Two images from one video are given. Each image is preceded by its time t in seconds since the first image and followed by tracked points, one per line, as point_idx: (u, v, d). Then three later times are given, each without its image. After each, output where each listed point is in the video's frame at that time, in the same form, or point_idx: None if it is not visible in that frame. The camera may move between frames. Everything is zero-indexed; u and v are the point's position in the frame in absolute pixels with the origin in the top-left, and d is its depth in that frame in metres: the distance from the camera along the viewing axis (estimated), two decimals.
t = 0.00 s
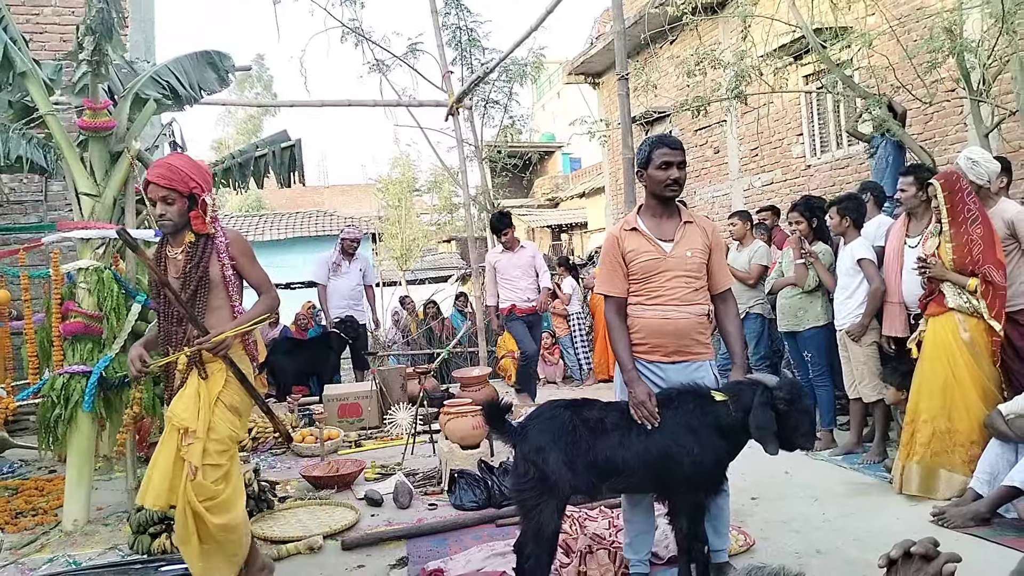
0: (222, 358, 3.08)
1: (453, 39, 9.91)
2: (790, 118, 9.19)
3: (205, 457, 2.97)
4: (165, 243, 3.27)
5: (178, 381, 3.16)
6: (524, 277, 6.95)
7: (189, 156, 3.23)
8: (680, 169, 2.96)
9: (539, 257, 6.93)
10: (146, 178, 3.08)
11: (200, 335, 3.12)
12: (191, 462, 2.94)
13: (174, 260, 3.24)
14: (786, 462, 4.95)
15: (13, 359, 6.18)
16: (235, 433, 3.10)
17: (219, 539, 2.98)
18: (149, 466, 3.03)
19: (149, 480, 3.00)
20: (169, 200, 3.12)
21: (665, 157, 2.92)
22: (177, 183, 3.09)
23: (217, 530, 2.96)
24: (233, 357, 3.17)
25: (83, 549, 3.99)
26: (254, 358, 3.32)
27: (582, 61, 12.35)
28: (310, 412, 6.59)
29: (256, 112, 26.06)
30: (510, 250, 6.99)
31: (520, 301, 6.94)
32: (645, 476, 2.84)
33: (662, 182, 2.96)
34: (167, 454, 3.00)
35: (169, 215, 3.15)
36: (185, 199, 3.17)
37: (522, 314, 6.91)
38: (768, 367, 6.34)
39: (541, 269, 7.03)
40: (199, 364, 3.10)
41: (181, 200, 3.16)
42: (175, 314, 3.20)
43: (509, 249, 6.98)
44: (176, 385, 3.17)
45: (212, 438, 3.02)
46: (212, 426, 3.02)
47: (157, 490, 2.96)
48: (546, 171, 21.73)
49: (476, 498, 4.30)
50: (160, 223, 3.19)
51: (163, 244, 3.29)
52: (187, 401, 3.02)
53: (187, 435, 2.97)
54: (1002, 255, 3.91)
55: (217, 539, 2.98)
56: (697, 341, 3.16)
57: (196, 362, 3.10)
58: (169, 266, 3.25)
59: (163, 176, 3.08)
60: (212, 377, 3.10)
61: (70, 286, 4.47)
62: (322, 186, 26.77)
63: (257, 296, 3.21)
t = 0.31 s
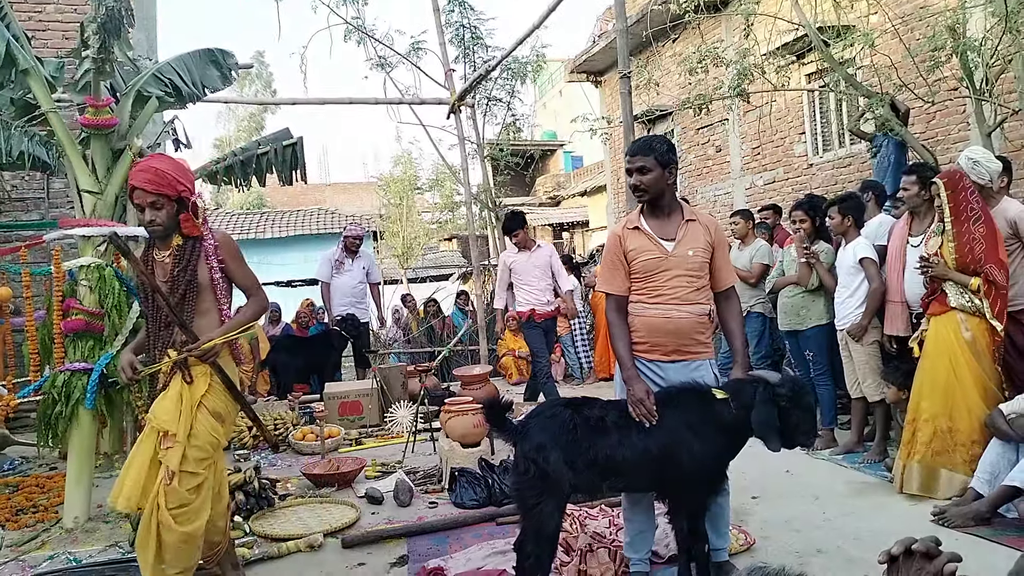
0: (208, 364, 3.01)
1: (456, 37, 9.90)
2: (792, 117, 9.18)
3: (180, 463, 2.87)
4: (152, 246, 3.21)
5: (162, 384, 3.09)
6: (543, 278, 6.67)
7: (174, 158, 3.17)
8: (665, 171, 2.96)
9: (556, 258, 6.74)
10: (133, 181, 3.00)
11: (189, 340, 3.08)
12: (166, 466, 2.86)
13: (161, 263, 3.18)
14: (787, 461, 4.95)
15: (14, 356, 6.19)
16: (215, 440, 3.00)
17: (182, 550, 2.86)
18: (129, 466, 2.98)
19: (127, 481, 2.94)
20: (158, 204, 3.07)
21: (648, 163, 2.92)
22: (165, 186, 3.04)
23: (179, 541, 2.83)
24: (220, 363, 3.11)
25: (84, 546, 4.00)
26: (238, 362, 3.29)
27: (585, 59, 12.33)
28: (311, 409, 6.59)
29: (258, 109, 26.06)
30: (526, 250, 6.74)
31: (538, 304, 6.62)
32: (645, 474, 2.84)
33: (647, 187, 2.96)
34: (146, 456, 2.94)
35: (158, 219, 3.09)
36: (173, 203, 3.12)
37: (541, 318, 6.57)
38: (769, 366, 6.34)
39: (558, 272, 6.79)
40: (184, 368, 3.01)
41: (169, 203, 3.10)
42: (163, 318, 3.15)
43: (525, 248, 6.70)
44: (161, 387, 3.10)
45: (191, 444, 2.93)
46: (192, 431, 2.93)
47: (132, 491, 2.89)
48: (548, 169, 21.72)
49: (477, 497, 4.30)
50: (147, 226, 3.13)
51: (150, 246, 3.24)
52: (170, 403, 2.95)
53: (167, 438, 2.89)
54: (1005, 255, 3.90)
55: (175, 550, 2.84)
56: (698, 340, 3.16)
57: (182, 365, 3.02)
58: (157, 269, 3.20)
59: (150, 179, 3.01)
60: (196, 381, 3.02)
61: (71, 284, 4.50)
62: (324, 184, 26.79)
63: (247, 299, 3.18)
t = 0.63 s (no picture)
0: (186, 370, 2.98)
1: (458, 36, 9.90)
2: (795, 116, 9.17)
3: (172, 473, 2.84)
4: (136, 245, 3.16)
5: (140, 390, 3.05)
6: (552, 271, 6.46)
7: (161, 156, 3.13)
8: (660, 171, 2.96)
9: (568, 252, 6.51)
10: (117, 179, 2.97)
11: (168, 345, 3.04)
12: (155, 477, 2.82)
13: (145, 264, 3.14)
14: (790, 460, 4.94)
15: (17, 355, 6.20)
16: (201, 445, 2.98)
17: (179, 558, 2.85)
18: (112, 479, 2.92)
19: (110, 494, 2.87)
20: (141, 203, 3.02)
21: (641, 164, 2.93)
22: (149, 185, 2.99)
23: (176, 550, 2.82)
24: (200, 368, 3.08)
25: (86, 545, 4.01)
26: (219, 366, 3.24)
27: (586, 58, 12.33)
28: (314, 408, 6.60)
29: (261, 108, 26.09)
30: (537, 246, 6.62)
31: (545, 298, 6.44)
32: (647, 473, 2.84)
33: (643, 188, 2.96)
34: (128, 467, 2.87)
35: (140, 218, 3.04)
36: (157, 203, 3.07)
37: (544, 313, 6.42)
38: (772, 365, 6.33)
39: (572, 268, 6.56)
40: (161, 375, 2.98)
41: (154, 203, 3.06)
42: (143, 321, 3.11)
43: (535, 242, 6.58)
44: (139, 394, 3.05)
45: (178, 451, 2.90)
46: (178, 438, 2.91)
47: (117, 503, 2.84)
48: (550, 168, 21.71)
49: (479, 495, 4.31)
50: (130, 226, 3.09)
51: (134, 246, 3.19)
52: (148, 413, 2.90)
53: (150, 449, 2.84)
54: (1009, 254, 3.90)
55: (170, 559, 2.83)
56: (700, 339, 3.15)
57: (160, 372, 2.98)
58: (140, 270, 3.16)
59: (135, 177, 2.97)
60: (173, 388, 2.98)
61: (75, 282, 4.51)
62: (325, 183, 26.80)
63: (231, 302, 3.13)
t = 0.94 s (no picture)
0: (150, 379, 2.88)
1: (457, 34, 9.89)
2: (793, 114, 9.17)
3: (146, 480, 2.80)
4: (101, 243, 3.02)
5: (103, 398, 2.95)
6: (552, 272, 6.41)
7: (127, 154, 2.93)
8: (657, 170, 2.96)
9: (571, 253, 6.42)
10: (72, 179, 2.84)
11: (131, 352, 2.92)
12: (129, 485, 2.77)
13: (111, 264, 3.00)
14: (788, 459, 4.94)
15: (15, 353, 6.18)
16: (171, 449, 2.95)
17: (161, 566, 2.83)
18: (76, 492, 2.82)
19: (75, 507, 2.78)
20: (95, 204, 2.86)
21: (639, 164, 2.93)
22: (99, 187, 2.82)
23: (163, 560, 2.81)
24: (164, 376, 2.97)
25: (84, 543, 4.00)
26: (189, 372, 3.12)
27: (585, 56, 12.32)
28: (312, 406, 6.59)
29: (259, 107, 26.07)
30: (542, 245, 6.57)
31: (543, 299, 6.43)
32: (646, 472, 2.84)
33: (641, 188, 2.96)
34: (94, 477, 2.79)
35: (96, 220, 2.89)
36: (114, 203, 2.91)
37: (540, 315, 6.44)
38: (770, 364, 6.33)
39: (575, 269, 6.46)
40: (125, 381, 2.89)
41: (109, 203, 2.90)
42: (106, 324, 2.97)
43: (539, 241, 6.55)
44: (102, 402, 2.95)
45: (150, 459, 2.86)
46: (148, 444, 2.86)
47: (82, 514, 2.75)
48: (549, 167, 21.70)
49: (478, 494, 4.30)
50: (92, 224, 2.95)
51: (99, 242, 3.04)
52: (112, 421, 2.81)
53: (119, 457, 2.77)
54: (1007, 252, 3.90)
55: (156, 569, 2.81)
56: (700, 338, 3.15)
57: (122, 379, 2.88)
58: (104, 270, 3.01)
59: (86, 177, 2.81)
60: (138, 395, 2.89)
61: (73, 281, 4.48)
62: (323, 181, 26.77)
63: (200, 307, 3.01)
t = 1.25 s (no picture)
0: (133, 383, 2.75)
1: (459, 33, 9.89)
2: (796, 113, 9.16)
3: (132, 483, 2.65)
4: (79, 241, 2.89)
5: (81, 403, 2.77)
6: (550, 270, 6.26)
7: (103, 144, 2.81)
8: (659, 170, 2.96)
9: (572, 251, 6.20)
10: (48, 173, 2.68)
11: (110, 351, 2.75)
12: (116, 490, 2.60)
13: (88, 261, 2.86)
14: (790, 458, 4.94)
15: (18, 351, 6.20)
16: (149, 451, 2.81)
17: (155, 566, 2.75)
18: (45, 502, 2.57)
19: (46, 518, 2.53)
20: (76, 199, 2.72)
21: (641, 163, 2.93)
22: (81, 180, 2.68)
23: (161, 559, 2.76)
24: (143, 378, 2.82)
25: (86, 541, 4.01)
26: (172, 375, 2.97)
27: (587, 55, 12.32)
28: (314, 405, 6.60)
29: (262, 106, 26.10)
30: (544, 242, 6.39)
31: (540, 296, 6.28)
32: (648, 471, 2.84)
33: (643, 188, 2.97)
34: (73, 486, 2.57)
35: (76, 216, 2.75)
36: (95, 196, 2.77)
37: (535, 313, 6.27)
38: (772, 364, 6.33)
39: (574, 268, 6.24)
40: (107, 383, 2.73)
41: (90, 197, 2.76)
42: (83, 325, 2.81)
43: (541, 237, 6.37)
44: (83, 407, 2.78)
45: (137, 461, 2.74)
46: (131, 446, 2.71)
47: (55, 525, 2.51)
48: (551, 166, 21.69)
49: (479, 493, 4.31)
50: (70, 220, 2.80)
51: (77, 241, 2.91)
52: (95, 423, 2.64)
53: (103, 460, 2.59)
54: (1009, 251, 3.88)
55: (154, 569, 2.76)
56: (701, 338, 3.14)
57: (105, 380, 2.73)
58: (82, 268, 2.88)
59: (66, 171, 2.67)
60: (121, 398, 2.75)
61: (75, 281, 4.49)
62: (326, 180, 26.77)
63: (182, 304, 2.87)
